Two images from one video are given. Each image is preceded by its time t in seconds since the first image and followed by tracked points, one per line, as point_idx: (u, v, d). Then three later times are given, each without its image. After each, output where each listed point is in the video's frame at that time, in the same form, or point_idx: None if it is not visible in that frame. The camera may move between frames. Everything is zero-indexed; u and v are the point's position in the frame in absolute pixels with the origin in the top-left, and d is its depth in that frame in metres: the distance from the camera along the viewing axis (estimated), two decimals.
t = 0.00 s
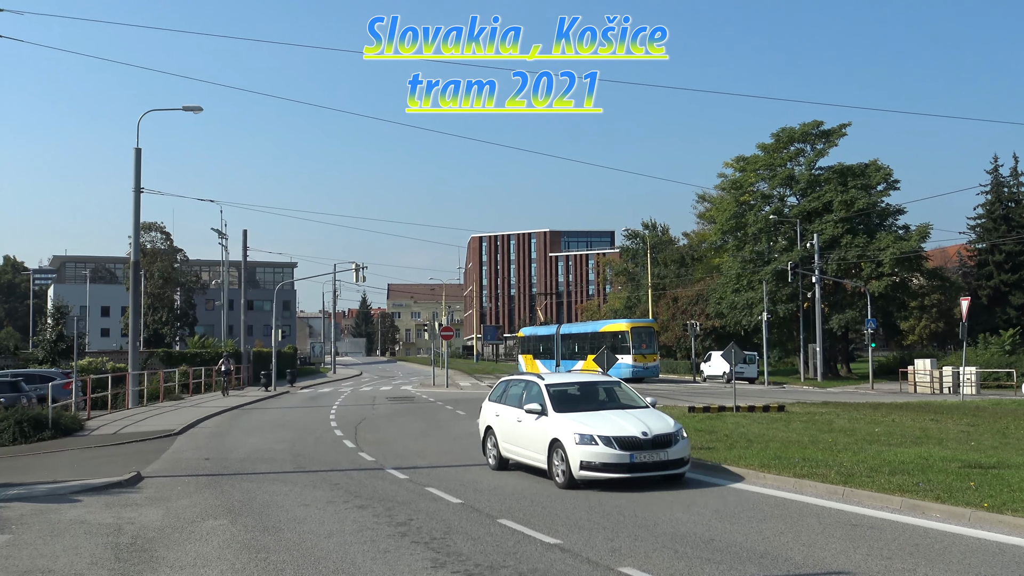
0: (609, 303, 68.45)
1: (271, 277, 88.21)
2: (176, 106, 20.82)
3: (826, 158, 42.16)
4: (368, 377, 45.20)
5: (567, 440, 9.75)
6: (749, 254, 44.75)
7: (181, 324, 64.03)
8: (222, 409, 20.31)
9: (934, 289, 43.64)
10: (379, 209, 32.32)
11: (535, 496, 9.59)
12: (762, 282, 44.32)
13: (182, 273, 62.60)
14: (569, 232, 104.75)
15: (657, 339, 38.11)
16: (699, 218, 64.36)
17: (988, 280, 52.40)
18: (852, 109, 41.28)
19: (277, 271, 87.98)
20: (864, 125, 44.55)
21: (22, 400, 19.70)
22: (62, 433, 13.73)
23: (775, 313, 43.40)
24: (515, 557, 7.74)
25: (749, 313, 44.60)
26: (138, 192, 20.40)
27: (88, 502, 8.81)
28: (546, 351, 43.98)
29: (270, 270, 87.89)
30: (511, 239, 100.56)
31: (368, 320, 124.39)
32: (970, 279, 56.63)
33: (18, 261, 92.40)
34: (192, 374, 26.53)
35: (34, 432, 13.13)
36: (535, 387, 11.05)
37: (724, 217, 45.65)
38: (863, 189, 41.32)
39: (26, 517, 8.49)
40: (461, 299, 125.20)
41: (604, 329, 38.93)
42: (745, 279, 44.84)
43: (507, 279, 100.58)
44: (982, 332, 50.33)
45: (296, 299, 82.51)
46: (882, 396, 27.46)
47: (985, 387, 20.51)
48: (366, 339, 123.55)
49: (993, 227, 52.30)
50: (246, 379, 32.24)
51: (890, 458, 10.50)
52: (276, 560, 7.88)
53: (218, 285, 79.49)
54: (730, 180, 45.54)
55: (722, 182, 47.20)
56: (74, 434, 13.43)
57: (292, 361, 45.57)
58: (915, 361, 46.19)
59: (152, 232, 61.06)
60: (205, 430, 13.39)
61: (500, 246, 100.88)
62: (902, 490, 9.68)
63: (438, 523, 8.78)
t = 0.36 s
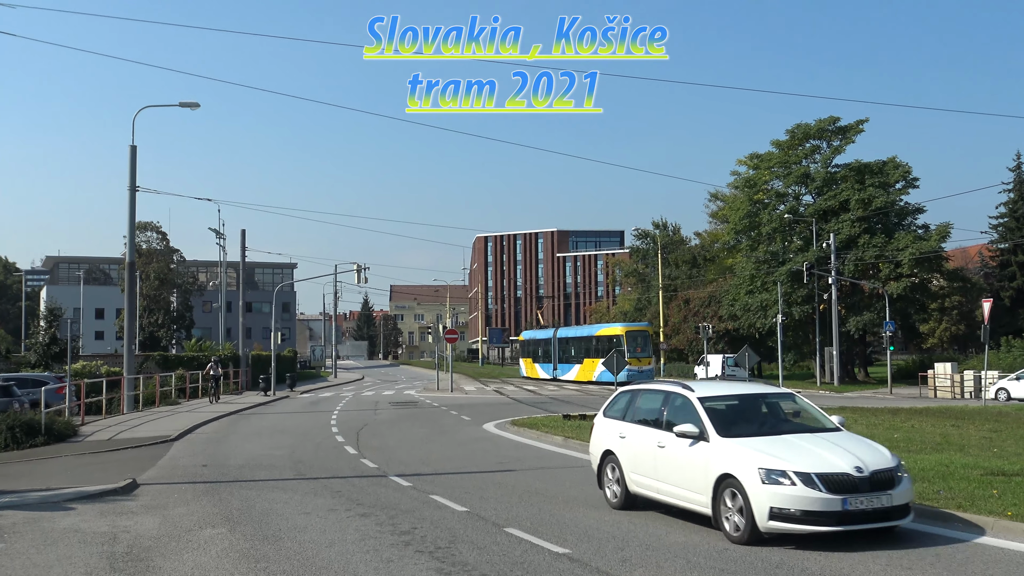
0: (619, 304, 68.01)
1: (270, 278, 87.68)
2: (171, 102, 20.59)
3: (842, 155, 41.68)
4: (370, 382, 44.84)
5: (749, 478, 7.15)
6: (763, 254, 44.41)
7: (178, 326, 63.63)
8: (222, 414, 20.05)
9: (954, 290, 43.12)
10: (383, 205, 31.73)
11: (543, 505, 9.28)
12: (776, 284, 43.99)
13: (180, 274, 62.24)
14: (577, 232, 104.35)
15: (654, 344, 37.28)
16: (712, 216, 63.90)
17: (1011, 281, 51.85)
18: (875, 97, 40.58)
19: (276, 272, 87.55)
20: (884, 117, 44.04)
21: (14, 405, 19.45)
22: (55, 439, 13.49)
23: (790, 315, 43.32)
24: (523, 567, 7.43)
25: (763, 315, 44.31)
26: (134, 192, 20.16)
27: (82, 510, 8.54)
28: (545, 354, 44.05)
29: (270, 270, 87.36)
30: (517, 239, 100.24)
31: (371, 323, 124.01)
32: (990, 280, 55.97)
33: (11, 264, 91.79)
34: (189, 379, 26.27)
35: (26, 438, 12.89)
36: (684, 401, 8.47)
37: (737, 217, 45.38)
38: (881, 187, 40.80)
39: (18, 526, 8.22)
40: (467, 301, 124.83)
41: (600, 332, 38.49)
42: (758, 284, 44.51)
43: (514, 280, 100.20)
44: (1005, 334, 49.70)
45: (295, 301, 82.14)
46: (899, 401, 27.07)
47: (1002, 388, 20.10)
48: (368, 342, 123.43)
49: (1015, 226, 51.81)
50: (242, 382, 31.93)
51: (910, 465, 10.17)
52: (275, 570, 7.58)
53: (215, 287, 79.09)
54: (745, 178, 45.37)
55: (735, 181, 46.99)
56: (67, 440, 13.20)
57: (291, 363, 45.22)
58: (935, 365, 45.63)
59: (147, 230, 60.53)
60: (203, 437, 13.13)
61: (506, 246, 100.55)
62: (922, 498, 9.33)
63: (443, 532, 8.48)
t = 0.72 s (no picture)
0: (630, 306, 67.55)
1: (271, 278, 87.29)
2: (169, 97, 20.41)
3: (863, 152, 41.39)
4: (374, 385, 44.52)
5: None
6: (779, 254, 44.09)
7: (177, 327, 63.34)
8: (222, 419, 19.81)
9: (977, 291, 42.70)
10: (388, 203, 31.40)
11: (552, 512, 9.01)
12: (793, 285, 43.46)
13: (177, 273, 61.94)
14: (587, 232, 104.06)
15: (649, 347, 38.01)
16: (727, 216, 63.43)
17: None
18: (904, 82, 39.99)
19: (277, 271, 87.11)
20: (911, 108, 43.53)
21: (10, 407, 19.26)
22: (50, 443, 13.29)
23: (806, 318, 42.71)
24: None
25: (779, 318, 43.79)
26: (131, 189, 19.94)
27: (78, 516, 8.30)
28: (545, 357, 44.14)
29: (271, 269, 86.92)
30: (526, 239, 99.96)
31: (374, 324, 123.78)
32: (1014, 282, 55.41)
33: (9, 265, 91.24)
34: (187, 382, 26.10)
35: (21, 441, 12.71)
36: (960, 424, 5.34)
37: (753, 216, 45.18)
38: (901, 185, 40.40)
39: (12, 532, 7.98)
40: (473, 302, 124.60)
41: (598, 336, 38.80)
42: (773, 284, 44.18)
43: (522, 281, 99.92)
44: None
45: (297, 302, 81.96)
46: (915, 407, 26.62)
47: (1020, 395, 19.73)
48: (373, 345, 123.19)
49: None
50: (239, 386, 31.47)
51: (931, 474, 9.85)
52: None
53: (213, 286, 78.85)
54: (760, 176, 45.22)
55: (752, 179, 46.76)
56: (63, 444, 13.01)
57: (292, 365, 45.11)
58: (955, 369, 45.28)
59: (146, 230, 60.86)
60: (202, 442, 12.89)
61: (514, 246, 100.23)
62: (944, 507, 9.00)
63: (449, 540, 8.21)
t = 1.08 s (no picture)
0: (641, 307, 66.98)
1: (272, 278, 86.71)
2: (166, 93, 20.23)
3: (880, 147, 41.02)
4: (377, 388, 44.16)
5: None
6: (795, 253, 43.86)
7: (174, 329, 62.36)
8: (223, 423, 19.54)
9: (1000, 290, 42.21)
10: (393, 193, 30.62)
11: (561, 519, 8.73)
12: (808, 285, 43.36)
13: (175, 273, 61.43)
14: (597, 230, 103.63)
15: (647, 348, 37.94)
16: (741, 213, 62.79)
17: None
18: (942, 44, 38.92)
19: (277, 271, 86.56)
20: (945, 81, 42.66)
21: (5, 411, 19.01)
22: (44, 447, 13.04)
23: (824, 318, 42.56)
24: None
25: (796, 318, 43.53)
26: (128, 186, 19.70)
27: (73, 523, 8.05)
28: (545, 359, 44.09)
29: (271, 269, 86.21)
30: (534, 239, 99.57)
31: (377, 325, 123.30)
32: None
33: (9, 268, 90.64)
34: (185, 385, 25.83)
35: (13, 446, 12.47)
36: None
37: (769, 213, 44.92)
38: (921, 182, 39.93)
39: (5, 540, 7.73)
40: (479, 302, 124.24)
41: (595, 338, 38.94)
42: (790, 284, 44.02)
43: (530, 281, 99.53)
44: None
45: (297, 303, 81.63)
46: (933, 411, 26.18)
47: None
48: (377, 346, 122.77)
49: None
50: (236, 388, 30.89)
51: (953, 478, 9.56)
52: None
53: (212, 286, 78.41)
54: (775, 172, 44.96)
55: (767, 175, 46.44)
56: (57, 449, 12.76)
57: (293, 368, 44.85)
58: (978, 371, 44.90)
59: (142, 228, 59.96)
60: (201, 447, 12.64)
61: (521, 245, 99.82)
62: (966, 513, 8.68)
63: (454, 547, 7.94)
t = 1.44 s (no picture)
0: (650, 308, 66.62)
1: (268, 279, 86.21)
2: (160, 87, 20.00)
3: (897, 143, 40.67)
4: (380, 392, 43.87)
5: None
6: (810, 252, 43.46)
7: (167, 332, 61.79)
8: (221, 429, 19.31)
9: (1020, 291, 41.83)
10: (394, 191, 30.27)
11: (567, 528, 8.46)
12: (823, 286, 42.93)
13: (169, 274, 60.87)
14: (605, 230, 103.39)
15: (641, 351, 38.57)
16: (754, 211, 62.33)
17: None
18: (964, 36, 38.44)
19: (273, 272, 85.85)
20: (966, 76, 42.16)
21: None
22: (35, 454, 12.79)
23: (838, 320, 42.10)
24: None
25: (810, 320, 43.02)
26: (121, 185, 19.48)
27: (64, 532, 7.81)
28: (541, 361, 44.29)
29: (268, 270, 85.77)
30: (540, 239, 99.32)
31: (377, 327, 122.84)
32: None
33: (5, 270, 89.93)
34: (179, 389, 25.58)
35: (3, 453, 12.22)
36: None
37: (781, 211, 44.76)
38: (939, 179, 39.59)
39: None
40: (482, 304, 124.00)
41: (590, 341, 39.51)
42: (803, 286, 43.70)
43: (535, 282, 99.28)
44: None
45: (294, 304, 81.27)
46: (945, 415, 25.87)
47: None
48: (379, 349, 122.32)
49: None
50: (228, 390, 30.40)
51: (970, 485, 9.28)
52: None
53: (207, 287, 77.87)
54: (788, 169, 44.77)
55: (780, 171, 46.19)
56: (48, 455, 12.51)
57: (290, 372, 44.52)
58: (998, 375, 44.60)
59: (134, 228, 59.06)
60: (195, 453, 12.41)
61: (526, 244, 99.64)
62: (984, 521, 8.38)
63: (456, 557, 7.68)
